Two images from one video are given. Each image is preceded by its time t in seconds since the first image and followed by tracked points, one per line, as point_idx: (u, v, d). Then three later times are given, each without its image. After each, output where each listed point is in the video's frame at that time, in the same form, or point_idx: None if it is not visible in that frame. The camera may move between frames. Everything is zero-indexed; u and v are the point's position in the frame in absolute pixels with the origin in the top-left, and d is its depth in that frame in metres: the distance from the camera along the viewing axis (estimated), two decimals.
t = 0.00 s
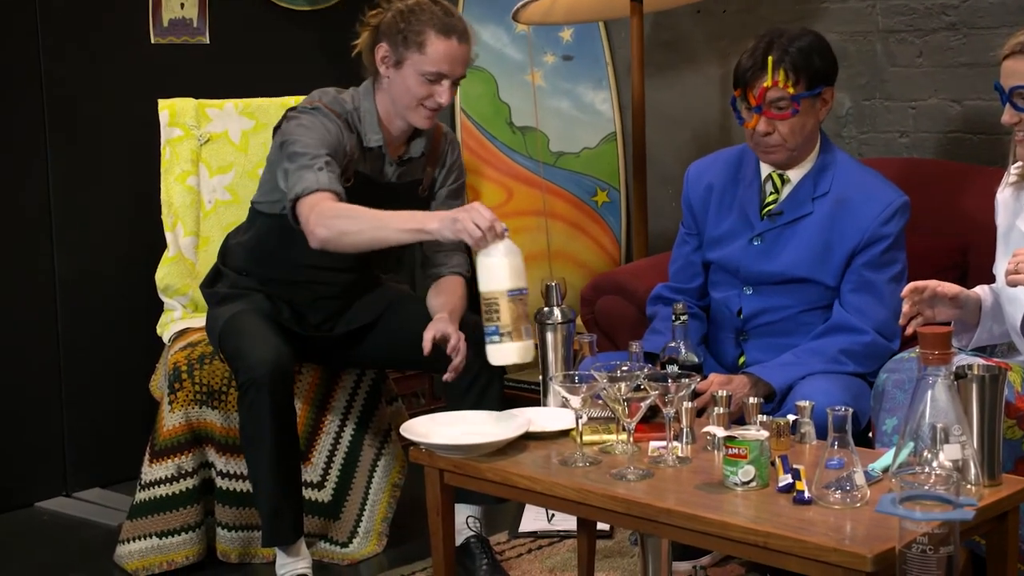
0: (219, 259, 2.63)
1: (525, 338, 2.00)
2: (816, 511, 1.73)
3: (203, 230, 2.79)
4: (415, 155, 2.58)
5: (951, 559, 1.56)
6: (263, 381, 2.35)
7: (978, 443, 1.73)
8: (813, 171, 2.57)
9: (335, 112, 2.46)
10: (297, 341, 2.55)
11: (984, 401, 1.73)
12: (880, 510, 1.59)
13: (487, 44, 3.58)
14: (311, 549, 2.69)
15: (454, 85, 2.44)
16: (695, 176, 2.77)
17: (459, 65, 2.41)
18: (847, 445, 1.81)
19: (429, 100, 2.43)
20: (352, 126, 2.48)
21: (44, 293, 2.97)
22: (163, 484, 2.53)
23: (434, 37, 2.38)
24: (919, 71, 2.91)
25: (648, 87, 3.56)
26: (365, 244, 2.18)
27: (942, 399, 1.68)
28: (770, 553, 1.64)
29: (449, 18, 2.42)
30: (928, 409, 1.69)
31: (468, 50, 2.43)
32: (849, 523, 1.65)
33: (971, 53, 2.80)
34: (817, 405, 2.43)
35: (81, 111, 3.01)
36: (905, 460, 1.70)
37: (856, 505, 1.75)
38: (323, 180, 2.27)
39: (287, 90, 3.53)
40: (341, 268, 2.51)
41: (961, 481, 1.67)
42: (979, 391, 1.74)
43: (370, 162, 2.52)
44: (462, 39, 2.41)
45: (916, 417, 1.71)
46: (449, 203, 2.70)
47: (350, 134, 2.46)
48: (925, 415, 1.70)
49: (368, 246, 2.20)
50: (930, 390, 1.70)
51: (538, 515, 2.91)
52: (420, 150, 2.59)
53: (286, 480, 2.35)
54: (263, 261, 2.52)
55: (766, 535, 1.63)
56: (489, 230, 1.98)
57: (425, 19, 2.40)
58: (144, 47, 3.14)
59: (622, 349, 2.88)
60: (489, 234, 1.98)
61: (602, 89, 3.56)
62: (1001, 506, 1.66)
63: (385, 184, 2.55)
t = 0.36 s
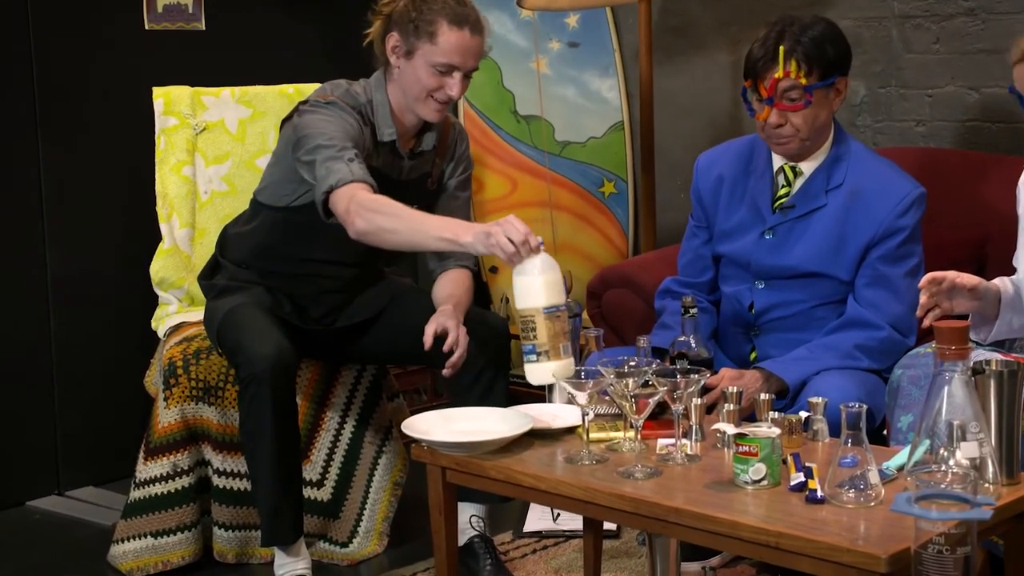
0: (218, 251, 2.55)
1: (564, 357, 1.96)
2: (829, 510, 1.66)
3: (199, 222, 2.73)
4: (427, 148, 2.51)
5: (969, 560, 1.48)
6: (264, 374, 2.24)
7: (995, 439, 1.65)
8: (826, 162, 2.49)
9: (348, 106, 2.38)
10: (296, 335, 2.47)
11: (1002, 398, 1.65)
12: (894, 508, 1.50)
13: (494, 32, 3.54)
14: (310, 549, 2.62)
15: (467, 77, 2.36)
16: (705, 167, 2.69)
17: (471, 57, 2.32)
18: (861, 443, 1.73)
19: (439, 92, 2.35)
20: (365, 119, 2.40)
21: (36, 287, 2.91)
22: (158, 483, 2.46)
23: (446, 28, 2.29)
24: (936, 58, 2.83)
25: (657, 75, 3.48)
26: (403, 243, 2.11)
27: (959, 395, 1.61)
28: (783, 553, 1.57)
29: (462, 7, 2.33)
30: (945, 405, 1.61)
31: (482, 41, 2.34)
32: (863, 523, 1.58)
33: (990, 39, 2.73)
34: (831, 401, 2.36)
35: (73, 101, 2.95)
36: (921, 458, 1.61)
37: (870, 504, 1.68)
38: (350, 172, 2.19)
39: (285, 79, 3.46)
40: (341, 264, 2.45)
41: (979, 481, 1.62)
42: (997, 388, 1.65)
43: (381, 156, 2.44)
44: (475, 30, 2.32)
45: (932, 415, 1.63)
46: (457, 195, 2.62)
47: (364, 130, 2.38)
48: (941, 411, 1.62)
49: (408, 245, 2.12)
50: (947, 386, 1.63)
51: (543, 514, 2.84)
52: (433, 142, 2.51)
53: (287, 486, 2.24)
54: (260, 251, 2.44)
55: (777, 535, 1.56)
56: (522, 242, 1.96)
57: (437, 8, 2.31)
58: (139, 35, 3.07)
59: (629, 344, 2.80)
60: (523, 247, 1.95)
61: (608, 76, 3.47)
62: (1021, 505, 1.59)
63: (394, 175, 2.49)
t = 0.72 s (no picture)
0: (215, 236, 2.49)
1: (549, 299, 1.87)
2: (839, 504, 1.60)
3: (196, 210, 2.67)
4: (428, 133, 2.43)
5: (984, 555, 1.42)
6: (262, 364, 2.18)
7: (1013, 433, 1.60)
8: (838, 149, 2.43)
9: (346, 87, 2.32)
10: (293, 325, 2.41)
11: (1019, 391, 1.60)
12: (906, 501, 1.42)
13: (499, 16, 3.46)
14: (310, 544, 2.55)
15: (471, 66, 2.29)
16: (713, 154, 2.63)
17: (478, 48, 2.25)
18: (873, 435, 1.67)
19: (441, 80, 2.29)
20: (363, 103, 2.35)
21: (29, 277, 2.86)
22: (154, 476, 2.41)
23: (454, 18, 2.22)
24: (951, 41, 2.78)
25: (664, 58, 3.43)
26: (374, 207, 2.05)
27: (973, 386, 1.54)
28: (794, 548, 1.51)
29: None
30: (959, 397, 1.54)
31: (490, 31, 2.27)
32: (875, 517, 1.53)
33: (1007, 22, 2.68)
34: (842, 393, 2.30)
35: (67, 87, 2.90)
36: (934, 451, 1.55)
37: (882, 498, 1.62)
38: (327, 146, 2.14)
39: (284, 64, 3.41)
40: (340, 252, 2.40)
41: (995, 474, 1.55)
42: (1014, 381, 1.60)
43: (379, 139, 2.39)
44: (484, 21, 2.25)
45: (944, 406, 1.56)
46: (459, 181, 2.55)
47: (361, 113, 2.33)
48: (955, 403, 1.55)
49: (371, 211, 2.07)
50: (960, 378, 1.55)
51: (548, 508, 2.79)
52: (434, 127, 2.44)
53: (286, 478, 2.18)
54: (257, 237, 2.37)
55: (788, 529, 1.50)
56: (507, 187, 1.86)
57: None
58: (135, 18, 3.02)
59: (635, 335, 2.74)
60: (509, 191, 1.86)
61: (614, 61, 3.42)
62: None
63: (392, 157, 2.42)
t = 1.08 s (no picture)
0: (212, 223, 2.44)
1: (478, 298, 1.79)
2: (850, 496, 1.55)
3: (193, 196, 2.63)
4: (427, 115, 2.38)
5: (999, 548, 1.38)
6: (258, 355, 2.14)
7: None
8: (850, 134, 2.37)
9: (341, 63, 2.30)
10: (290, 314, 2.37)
11: None
12: (919, 493, 1.37)
13: None
14: (310, 536, 2.53)
15: (472, 45, 2.23)
16: (721, 139, 2.57)
17: (478, 28, 2.19)
18: (884, 426, 1.64)
19: (440, 59, 2.24)
20: (359, 79, 2.31)
21: (23, 265, 2.82)
22: (151, 468, 2.36)
23: None
24: (966, 23, 2.81)
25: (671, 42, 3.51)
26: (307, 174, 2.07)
27: (988, 375, 1.49)
28: (801, 542, 1.47)
29: None
30: (973, 387, 1.49)
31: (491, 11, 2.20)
32: (887, 509, 1.48)
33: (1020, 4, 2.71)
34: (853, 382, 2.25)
35: (67, 71, 2.87)
36: (947, 442, 1.50)
37: (894, 490, 1.57)
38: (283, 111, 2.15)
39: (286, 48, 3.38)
40: (334, 239, 2.33)
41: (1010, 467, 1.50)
42: None
43: (375, 119, 2.33)
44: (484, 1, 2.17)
45: (960, 397, 1.50)
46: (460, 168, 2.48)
47: (355, 90, 2.29)
48: (969, 393, 1.49)
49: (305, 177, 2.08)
50: (975, 367, 1.50)
51: (552, 501, 2.74)
52: (432, 109, 2.39)
53: (283, 469, 2.14)
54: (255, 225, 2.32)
55: (798, 522, 1.45)
56: (451, 185, 1.85)
57: None
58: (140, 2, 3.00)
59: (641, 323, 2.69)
60: (453, 188, 1.84)
61: (620, 44, 3.46)
62: None
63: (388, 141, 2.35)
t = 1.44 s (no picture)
0: (211, 210, 2.39)
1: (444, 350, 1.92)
2: (862, 488, 1.50)
3: (193, 182, 2.58)
4: (431, 105, 2.34)
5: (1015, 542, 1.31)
6: (257, 344, 2.09)
7: None
8: (865, 112, 2.32)
9: (340, 58, 2.24)
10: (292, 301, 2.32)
11: None
12: (932, 487, 1.32)
13: None
14: (313, 529, 2.48)
15: (473, 29, 2.18)
16: (733, 117, 2.52)
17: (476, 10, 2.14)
18: (897, 417, 1.58)
19: (442, 46, 2.18)
20: (361, 73, 2.26)
21: (19, 254, 2.78)
22: (150, 459, 2.32)
23: None
24: (981, 6, 2.81)
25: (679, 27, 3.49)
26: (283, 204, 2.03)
27: (1003, 365, 1.43)
28: (811, 535, 1.43)
29: None
30: (988, 377, 1.44)
31: None
32: (899, 502, 1.44)
33: None
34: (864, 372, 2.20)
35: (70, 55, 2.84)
36: (962, 434, 1.45)
37: (907, 483, 1.52)
38: (271, 129, 2.10)
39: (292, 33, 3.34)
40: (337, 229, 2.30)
41: None
42: None
43: (376, 112, 2.29)
44: None
45: (973, 387, 1.45)
46: (464, 154, 2.44)
47: (355, 84, 2.24)
48: (984, 383, 1.44)
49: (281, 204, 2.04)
50: (989, 357, 1.44)
51: (558, 493, 2.69)
52: (438, 99, 2.34)
53: (286, 459, 2.09)
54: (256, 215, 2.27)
55: (807, 514, 1.41)
56: (427, 237, 1.92)
57: None
58: None
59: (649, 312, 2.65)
60: (428, 240, 1.92)
61: (628, 28, 3.40)
62: None
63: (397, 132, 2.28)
